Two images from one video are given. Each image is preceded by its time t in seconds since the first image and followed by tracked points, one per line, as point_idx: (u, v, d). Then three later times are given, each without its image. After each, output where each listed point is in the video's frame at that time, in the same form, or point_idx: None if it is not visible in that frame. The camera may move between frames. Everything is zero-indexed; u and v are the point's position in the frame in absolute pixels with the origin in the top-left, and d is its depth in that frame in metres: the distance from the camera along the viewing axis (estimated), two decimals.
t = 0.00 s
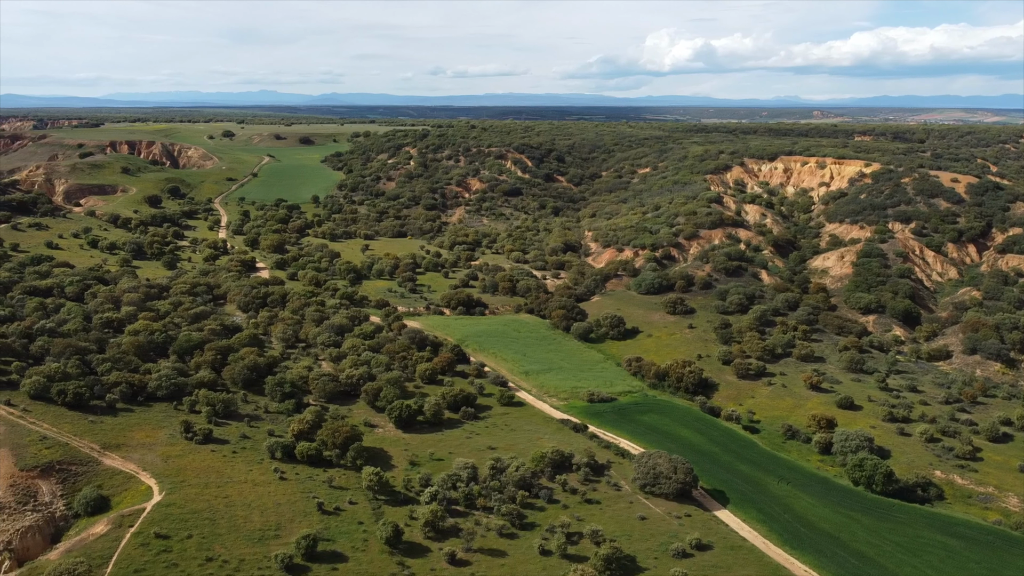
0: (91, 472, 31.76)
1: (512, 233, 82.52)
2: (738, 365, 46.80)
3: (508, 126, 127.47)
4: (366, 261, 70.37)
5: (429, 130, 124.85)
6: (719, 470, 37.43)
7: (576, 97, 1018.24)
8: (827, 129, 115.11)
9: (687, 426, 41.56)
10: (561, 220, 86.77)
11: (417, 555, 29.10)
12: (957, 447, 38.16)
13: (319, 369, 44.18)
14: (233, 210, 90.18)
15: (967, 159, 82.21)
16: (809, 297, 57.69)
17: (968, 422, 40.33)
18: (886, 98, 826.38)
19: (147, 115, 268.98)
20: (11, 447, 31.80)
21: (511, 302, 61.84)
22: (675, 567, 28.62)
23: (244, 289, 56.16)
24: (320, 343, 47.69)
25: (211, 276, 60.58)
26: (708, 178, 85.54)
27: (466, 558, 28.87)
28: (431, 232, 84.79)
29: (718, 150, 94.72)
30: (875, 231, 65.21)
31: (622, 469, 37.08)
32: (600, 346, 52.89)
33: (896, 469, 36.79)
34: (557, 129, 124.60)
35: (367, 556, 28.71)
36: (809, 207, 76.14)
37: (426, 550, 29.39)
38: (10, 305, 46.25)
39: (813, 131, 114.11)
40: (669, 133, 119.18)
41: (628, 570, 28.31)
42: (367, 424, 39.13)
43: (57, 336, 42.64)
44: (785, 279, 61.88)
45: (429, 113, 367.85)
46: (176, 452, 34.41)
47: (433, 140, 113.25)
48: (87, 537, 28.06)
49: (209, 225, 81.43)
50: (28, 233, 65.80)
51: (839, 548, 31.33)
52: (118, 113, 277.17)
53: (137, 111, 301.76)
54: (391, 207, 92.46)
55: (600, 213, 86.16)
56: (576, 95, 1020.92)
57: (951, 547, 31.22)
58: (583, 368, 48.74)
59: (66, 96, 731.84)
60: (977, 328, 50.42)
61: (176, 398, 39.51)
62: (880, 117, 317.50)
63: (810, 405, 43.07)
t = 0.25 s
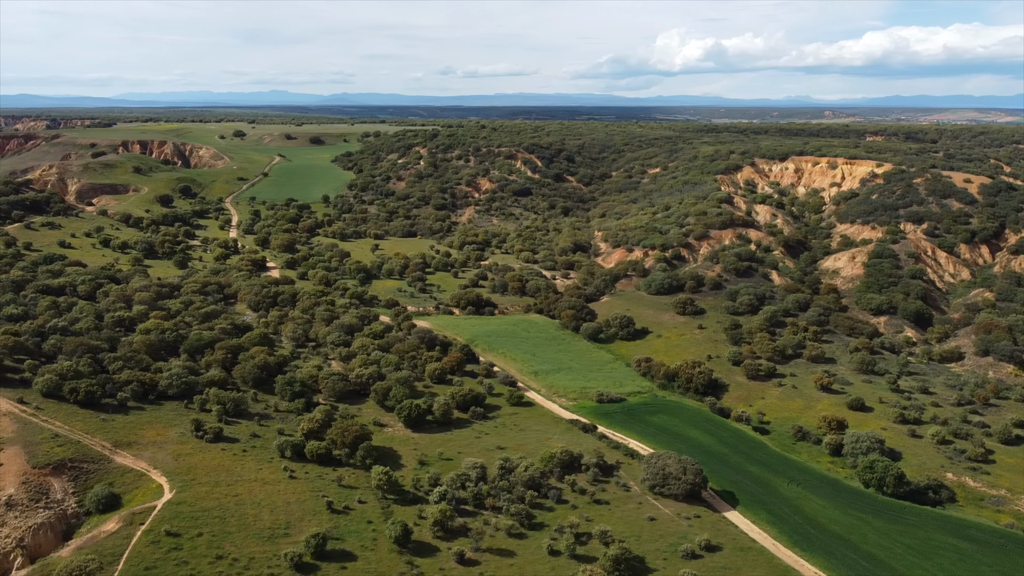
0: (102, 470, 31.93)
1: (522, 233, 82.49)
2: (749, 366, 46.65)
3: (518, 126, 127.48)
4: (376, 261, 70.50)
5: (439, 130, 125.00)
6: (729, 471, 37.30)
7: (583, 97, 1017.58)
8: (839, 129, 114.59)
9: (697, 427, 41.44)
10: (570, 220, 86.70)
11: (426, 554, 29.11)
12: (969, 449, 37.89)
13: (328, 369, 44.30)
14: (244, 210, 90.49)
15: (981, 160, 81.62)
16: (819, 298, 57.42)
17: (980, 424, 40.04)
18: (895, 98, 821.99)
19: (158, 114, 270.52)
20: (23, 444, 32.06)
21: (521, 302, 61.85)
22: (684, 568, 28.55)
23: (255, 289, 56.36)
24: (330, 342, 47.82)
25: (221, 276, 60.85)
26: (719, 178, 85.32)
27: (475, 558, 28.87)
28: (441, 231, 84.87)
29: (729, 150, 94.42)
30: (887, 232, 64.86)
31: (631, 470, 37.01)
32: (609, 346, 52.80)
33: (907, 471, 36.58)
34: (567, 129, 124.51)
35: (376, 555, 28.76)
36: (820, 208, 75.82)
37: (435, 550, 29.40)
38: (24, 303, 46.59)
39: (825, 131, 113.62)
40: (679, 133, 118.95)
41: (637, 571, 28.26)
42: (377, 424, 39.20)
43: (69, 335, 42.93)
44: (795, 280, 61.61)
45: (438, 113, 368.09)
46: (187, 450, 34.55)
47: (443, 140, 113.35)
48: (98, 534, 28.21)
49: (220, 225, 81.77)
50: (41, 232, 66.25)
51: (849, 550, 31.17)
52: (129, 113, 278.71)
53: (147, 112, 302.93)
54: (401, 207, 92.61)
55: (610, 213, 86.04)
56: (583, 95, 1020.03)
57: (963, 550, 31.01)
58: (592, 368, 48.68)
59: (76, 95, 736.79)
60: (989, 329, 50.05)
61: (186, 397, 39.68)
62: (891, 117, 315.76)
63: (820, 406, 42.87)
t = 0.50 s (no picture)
0: (111, 468, 32.06)
1: (529, 233, 82.52)
2: (756, 366, 46.52)
3: (526, 126, 127.52)
4: (384, 260, 70.62)
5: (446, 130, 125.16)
6: (736, 472, 37.22)
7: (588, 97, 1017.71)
8: (848, 129, 114.26)
9: (704, 428, 41.34)
10: (578, 220, 86.64)
11: (433, 554, 29.11)
12: (978, 451, 37.68)
13: (336, 368, 44.38)
14: (252, 210, 90.78)
15: (990, 160, 81.21)
16: (828, 298, 57.21)
17: (990, 426, 39.82)
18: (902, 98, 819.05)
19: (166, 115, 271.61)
20: (32, 442, 32.25)
21: (528, 302, 61.84)
22: (691, 569, 28.48)
23: (262, 288, 56.51)
24: (337, 342, 47.92)
25: (230, 275, 61.07)
26: (727, 178, 85.21)
27: (481, 558, 28.85)
28: (448, 232, 84.94)
29: (737, 150, 94.22)
30: (896, 233, 64.62)
31: (638, 470, 36.95)
32: (617, 347, 52.73)
33: (915, 473, 36.41)
34: (574, 130, 124.43)
35: (382, 554, 28.79)
36: (828, 208, 75.61)
37: (442, 550, 29.40)
38: (33, 302, 46.85)
39: (833, 131, 113.26)
40: (687, 133, 118.84)
41: (644, 572, 28.19)
42: (383, 423, 39.24)
43: (78, 334, 43.13)
44: (803, 281, 61.40)
45: (444, 113, 368.50)
46: (195, 449, 34.64)
47: (451, 140, 113.46)
48: (106, 532, 28.34)
49: (228, 225, 82.07)
50: (50, 231, 66.60)
51: (857, 552, 31.05)
52: (138, 113, 279.94)
53: (156, 112, 304.49)
54: (408, 207, 92.73)
55: (617, 213, 85.98)
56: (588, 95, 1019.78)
57: (971, 552, 30.84)
58: (599, 368, 48.64)
59: (83, 96, 740.54)
60: (999, 330, 49.77)
61: (194, 396, 39.79)
62: (899, 117, 314.61)
63: (828, 407, 42.72)
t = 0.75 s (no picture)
0: (123, 466, 32.22)
1: (539, 233, 82.48)
2: (767, 367, 46.34)
3: (536, 126, 127.47)
4: (394, 260, 70.76)
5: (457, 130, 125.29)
6: (746, 473, 37.10)
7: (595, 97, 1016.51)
8: (860, 129, 113.75)
9: (714, 429, 41.22)
10: (588, 220, 86.55)
11: (442, 553, 29.13)
12: (992, 453, 37.38)
13: (346, 367, 44.49)
14: (263, 209, 91.16)
15: (1005, 161, 80.55)
16: (839, 299, 56.94)
17: (1003, 428, 39.49)
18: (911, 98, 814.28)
19: (177, 115, 273.06)
20: (45, 440, 32.49)
21: (538, 302, 61.83)
22: (701, 570, 28.39)
23: (273, 288, 56.73)
24: (347, 341, 48.06)
25: (241, 274, 61.35)
26: (737, 179, 85.02)
27: (491, 558, 28.86)
28: (458, 231, 84.97)
29: (748, 150, 93.88)
30: (908, 233, 64.22)
31: (648, 471, 36.86)
32: (627, 347, 52.64)
33: (927, 475, 36.18)
34: (584, 130, 124.34)
35: (392, 554, 28.83)
36: (840, 209, 75.28)
37: (451, 549, 29.40)
38: (46, 301, 47.18)
39: (845, 132, 112.65)
40: (698, 133, 118.61)
41: (653, 573, 28.11)
42: (393, 423, 39.31)
43: (90, 333, 43.41)
44: (815, 282, 61.13)
45: (453, 113, 368.91)
46: (206, 447, 34.78)
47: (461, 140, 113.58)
48: (118, 529, 28.49)
49: (239, 224, 82.42)
50: (64, 230, 67.10)
51: (868, 554, 30.87)
52: (150, 113, 281.69)
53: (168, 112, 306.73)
54: (418, 207, 92.87)
55: (628, 213, 85.85)
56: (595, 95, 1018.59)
57: (984, 555, 30.61)
58: (608, 368, 48.56)
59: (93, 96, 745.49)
60: (1012, 332, 49.37)
61: (205, 394, 39.98)
62: (910, 117, 312.90)
63: (839, 409, 42.52)
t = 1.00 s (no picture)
0: (135, 463, 32.41)
1: (550, 233, 82.44)
2: (779, 369, 46.13)
3: (547, 126, 127.41)
4: (406, 260, 70.89)
5: (468, 130, 125.42)
6: (757, 474, 36.94)
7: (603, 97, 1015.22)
8: (873, 129, 113.14)
9: (725, 430, 41.07)
10: (599, 221, 86.42)
11: (452, 553, 29.13)
12: (1006, 456, 37.03)
13: (357, 367, 44.58)
14: (275, 209, 91.59)
15: (1021, 161, 79.79)
16: (852, 300, 56.61)
17: (1018, 430, 39.11)
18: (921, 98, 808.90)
19: (190, 115, 274.76)
20: (60, 437, 32.76)
21: (549, 302, 61.78)
22: (712, 572, 28.28)
23: (285, 287, 56.95)
24: (359, 340, 48.18)
25: (253, 273, 61.64)
26: (750, 179, 84.72)
27: (501, 557, 28.85)
28: (469, 231, 85.02)
29: (761, 150, 93.51)
30: (922, 234, 63.78)
31: (659, 472, 36.75)
32: (637, 348, 52.51)
33: (940, 478, 35.91)
34: (595, 130, 124.21)
35: (402, 553, 28.87)
36: (853, 210, 74.88)
37: (462, 549, 29.40)
38: (61, 299, 47.53)
39: (858, 132, 111.97)
40: (710, 133, 118.32)
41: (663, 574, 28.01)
42: (404, 422, 39.35)
43: (104, 331, 43.71)
44: (827, 282, 60.80)
45: (463, 113, 369.40)
46: (218, 446, 34.94)
47: (473, 140, 113.67)
48: (131, 526, 28.67)
49: (252, 224, 82.80)
50: (78, 229, 67.65)
51: (880, 557, 30.66)
52: (162, 113, 283.16)
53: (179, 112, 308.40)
54: (429, 207, 92.99)
55: (639, 214, 85.71)
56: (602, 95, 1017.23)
57: (998, 559, 30.35)
58: (619, 369, 48.47)
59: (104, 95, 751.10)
60: None
61: (217, 393, 40.16)
62: (924, 117, 311.55)
63: (852, 410, 42.29)
